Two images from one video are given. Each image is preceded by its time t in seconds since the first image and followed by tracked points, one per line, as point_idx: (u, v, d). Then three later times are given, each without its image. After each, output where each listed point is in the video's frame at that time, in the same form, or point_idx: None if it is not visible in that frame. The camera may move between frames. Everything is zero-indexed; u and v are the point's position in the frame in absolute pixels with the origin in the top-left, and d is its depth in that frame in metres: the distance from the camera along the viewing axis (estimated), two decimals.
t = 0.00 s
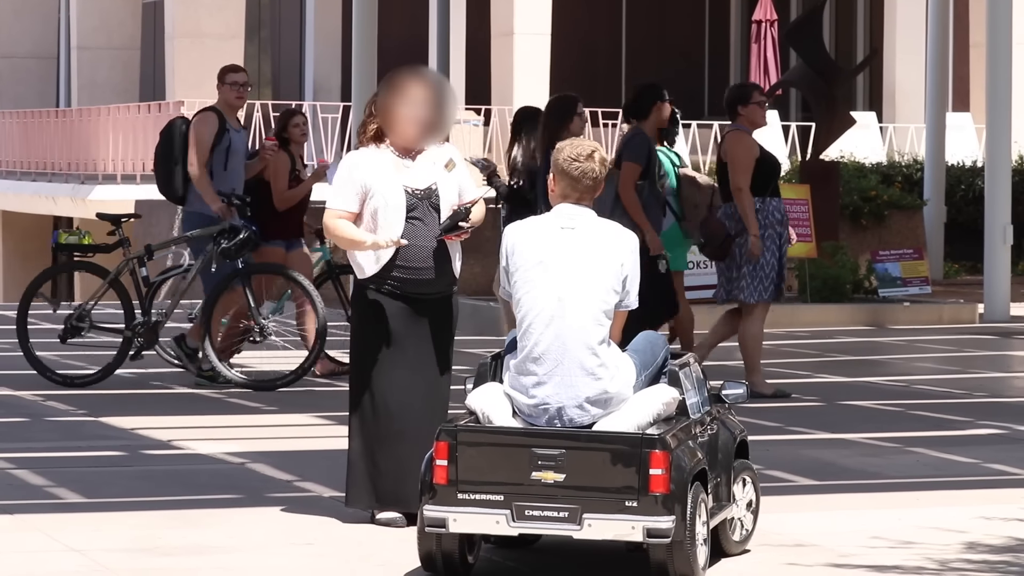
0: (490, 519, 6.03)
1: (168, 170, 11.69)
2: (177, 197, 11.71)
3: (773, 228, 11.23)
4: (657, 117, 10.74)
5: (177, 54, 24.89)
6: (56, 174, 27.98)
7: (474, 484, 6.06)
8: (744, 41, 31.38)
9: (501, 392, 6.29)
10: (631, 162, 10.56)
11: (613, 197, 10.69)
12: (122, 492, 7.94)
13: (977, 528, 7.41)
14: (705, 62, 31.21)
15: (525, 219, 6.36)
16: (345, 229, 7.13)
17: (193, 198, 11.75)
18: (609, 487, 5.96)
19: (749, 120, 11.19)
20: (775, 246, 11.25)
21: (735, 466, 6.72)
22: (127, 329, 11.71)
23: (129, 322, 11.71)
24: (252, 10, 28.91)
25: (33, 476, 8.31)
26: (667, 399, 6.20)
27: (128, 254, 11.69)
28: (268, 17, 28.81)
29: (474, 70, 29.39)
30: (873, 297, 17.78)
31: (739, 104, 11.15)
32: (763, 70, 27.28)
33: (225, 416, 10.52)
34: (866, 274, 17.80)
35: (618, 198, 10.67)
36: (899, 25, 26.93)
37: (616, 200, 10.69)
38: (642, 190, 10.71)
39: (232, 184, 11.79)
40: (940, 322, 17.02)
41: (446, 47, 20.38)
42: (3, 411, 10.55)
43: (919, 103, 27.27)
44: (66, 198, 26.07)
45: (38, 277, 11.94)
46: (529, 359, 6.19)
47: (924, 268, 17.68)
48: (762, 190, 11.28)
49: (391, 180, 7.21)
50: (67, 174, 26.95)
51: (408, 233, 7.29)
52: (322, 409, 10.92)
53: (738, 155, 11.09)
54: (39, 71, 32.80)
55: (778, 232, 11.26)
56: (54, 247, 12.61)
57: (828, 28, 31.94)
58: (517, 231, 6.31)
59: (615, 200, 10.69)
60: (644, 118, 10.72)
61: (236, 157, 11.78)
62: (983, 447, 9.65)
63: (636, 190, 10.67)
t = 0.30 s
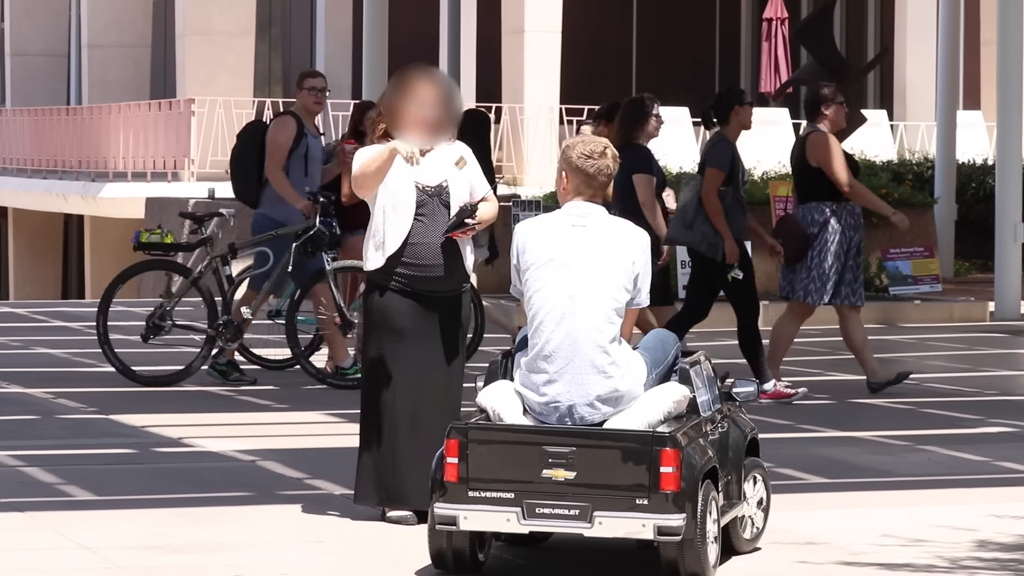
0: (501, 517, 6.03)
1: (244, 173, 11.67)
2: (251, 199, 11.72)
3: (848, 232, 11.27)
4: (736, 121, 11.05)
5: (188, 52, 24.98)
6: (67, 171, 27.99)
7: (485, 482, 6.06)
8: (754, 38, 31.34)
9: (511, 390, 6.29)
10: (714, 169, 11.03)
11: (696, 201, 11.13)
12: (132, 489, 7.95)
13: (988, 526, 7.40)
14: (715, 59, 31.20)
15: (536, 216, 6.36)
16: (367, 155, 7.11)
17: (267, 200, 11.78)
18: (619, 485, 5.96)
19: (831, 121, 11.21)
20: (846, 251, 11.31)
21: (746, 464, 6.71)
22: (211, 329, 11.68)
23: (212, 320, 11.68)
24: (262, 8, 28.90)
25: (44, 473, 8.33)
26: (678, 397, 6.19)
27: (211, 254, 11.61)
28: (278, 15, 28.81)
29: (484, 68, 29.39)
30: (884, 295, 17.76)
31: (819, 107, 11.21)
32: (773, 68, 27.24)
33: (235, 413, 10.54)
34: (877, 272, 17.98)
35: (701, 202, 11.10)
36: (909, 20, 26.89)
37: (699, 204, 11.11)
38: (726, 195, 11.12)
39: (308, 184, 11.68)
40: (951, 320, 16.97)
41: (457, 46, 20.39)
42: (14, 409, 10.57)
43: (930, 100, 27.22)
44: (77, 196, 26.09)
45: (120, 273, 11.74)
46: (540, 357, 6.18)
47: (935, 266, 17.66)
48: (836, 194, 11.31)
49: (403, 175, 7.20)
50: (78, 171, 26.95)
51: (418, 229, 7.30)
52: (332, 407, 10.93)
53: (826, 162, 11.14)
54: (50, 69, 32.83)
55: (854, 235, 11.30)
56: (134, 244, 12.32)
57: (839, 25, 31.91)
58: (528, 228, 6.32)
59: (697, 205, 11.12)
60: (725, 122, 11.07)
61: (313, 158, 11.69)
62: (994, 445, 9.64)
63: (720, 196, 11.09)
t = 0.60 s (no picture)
0: (505, 515, 6.04)
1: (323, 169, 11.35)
2: (328, 191, 11.39)
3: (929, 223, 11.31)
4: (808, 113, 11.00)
5: (192, 50, 24.98)
6: (71, 170, 27.98)
7: (489, 480, 6.06)
8: (758, 37, 31.34)
9: (516, 388, 6.29)
10: (793, 158, 11.00)
11: (774, 191, 11.10)
12: (136, 488, 7.95)
13: (993, 524, 7.39)
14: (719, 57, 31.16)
15: (537, 215, 6.36)
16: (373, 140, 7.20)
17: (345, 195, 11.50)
18: (624, 483, 5.95)
19: (904, 112, 11.28)
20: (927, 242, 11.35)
21: (750, 462, 6.71)
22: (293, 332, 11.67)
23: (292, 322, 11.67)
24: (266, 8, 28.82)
25: (48, 471, 8.33)
26: (682, 395, 6.18)
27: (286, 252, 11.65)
28: (283, 12, 28.81)
29: (488, 67, 29.41)
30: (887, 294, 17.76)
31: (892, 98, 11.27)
32: (778, 67, 27.25)
33: (240, 411, 10.54)
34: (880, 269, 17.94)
35: (780, 193, 11.08)
36: (913, 19, 26.90)
37: (777, 194, 11.08)
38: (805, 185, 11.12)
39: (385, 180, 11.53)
40: (953, 318, 16.99)
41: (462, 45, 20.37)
42: (19, 407, 10.56)
43: (934, 99, 27.22)
44: (80, 194, 26.11)
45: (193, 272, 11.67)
46: (544, 355, 6.18)
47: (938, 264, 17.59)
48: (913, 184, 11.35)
49: (411, 174, 7.27)
50: (81, 170, 26.96)
51: (425, 228, 7.33)
52: (336, 404, 10.93)
53: (891, 154, 11.18)
54: (54, 66, 32.83)
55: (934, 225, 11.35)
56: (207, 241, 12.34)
57: (843, 23, 31.90)
58: (531, 227, 6.32)
59: (776, 194, 11.10)
60: (797, 112, 11.08)
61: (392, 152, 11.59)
62: (999, 443, 9.63)
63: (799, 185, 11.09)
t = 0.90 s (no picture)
0: (510, 514, 6.04)
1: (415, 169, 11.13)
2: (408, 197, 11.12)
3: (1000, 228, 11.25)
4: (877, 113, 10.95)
5: (196, 49, 25.02)
6: (75, 168, 28.00)
7: (493, 479, 6.07)
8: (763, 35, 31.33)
9: (521, 387, 6.29)
10: (870, 160, 10.95)
11: (852, 191, 11.05)
12: (141, 487, 7.95)
13: (997, 523, 7.39)
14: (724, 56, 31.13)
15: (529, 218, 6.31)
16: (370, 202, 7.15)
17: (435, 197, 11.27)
18: (628, 482, 5.96)
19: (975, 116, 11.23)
20: (1000, 246, 11.27)
21: (755, 462, 6.70)
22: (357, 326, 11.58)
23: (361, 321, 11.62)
24: (270, 7, 28.80)
25: (53, 471, 8.33)
26: (687, 395, 6.16)
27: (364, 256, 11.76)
28: (287, 11, 28.79)
29: (492, 65, 29.41)
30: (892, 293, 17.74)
31: (964, 102, 11.19)
32: (782, 66, 27.23)
33: (244, 410, 10.55)
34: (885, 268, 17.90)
35: (858, 193, 11.04)
36: (918, 18, 26.90)
37: (855, 194, 11.05)
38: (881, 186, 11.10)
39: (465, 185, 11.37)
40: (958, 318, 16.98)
41: (465, 44, 20.38)
42: (24, 407, 10.56)
43: (939, 98, 27.20)
44: (85, 193, 26.15)
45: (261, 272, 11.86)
46: (551, 356, 6.19)
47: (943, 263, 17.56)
48: (985, 189, 11.30)
49: (413, 174, 7.27)
50: (86, 169, 26.98)
51: (430, 227, 7.32)
52: (342, 404, 10.93)
53: (956, 154, 11.16)
54: (58, 66, 32.82)
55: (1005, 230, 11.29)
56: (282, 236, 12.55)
57: (848, 21, 31.89)
58: (526, 229, 6.27)
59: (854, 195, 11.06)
60: (865, 115, 11.00)
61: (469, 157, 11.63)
62: (1003, 442, 9.62)
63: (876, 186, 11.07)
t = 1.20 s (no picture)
0: (514, 514, 6.04)
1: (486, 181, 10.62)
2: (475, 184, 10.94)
3: None
4: (940, 110, 11.06)
5: (201, 49, 25.05)
6: (80, 168, 28.01)
7: (499, 479, 6.07)
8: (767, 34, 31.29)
9: (525, 387, 6.29)
10: (933, 153, 11.05)
11: (916, 185, 11.16)
12: (146, 486, 7.95)
13: (1003, 523, 7.38)
14: (728, 55, 31.16)
15: (534, 214, 6.29)
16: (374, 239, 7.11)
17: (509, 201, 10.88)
18: (632, 481, 5.96)
19: None
20: None
21: (759, 461, 6.70)
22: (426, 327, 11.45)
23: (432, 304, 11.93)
24: (274, 6, 28.79)
25: (58, 470, 8.33)
26: (692, 393, 6.15)
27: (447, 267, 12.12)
28: (292, 10, 28.79)
29: (496, 64, 29.41)
30: (897, 293, 17.69)
31: None
32: (787, 65, 27.20)
33: (249, 410, 10.55)
34: (891, 268, 17.83)
35: (921, 187, 11.12)
36: (923, 17, 26.89)
37: (919, 188, 11.13)
38: (944, 180, 11.17)
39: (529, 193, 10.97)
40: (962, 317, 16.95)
41: (470, 44, 20.41)
42: (29, 406, 10.58)
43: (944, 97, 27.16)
44: (90, 192, 26.16)
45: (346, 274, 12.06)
46: (558, 355, 6.19)
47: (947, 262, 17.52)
48: None
49: (413, 174, 7.26)
50: (91, 168, 27.00)
51: (431, 228, 7.31)
52: (347, 403, 10.92)
53: None
54: (63, 65, 32.84)
55: None
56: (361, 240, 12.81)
57: (852, 21, 31.87)
58: (531, 225, 6.25)
59: (918, 189, 11.14)
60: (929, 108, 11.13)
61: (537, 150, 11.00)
62: (1008, 442, 9.61)
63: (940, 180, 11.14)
